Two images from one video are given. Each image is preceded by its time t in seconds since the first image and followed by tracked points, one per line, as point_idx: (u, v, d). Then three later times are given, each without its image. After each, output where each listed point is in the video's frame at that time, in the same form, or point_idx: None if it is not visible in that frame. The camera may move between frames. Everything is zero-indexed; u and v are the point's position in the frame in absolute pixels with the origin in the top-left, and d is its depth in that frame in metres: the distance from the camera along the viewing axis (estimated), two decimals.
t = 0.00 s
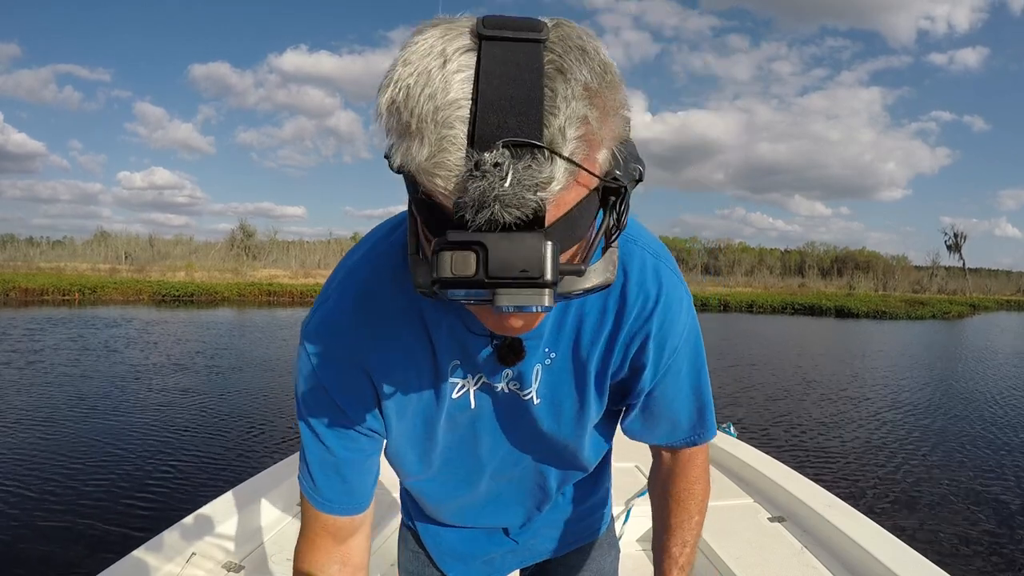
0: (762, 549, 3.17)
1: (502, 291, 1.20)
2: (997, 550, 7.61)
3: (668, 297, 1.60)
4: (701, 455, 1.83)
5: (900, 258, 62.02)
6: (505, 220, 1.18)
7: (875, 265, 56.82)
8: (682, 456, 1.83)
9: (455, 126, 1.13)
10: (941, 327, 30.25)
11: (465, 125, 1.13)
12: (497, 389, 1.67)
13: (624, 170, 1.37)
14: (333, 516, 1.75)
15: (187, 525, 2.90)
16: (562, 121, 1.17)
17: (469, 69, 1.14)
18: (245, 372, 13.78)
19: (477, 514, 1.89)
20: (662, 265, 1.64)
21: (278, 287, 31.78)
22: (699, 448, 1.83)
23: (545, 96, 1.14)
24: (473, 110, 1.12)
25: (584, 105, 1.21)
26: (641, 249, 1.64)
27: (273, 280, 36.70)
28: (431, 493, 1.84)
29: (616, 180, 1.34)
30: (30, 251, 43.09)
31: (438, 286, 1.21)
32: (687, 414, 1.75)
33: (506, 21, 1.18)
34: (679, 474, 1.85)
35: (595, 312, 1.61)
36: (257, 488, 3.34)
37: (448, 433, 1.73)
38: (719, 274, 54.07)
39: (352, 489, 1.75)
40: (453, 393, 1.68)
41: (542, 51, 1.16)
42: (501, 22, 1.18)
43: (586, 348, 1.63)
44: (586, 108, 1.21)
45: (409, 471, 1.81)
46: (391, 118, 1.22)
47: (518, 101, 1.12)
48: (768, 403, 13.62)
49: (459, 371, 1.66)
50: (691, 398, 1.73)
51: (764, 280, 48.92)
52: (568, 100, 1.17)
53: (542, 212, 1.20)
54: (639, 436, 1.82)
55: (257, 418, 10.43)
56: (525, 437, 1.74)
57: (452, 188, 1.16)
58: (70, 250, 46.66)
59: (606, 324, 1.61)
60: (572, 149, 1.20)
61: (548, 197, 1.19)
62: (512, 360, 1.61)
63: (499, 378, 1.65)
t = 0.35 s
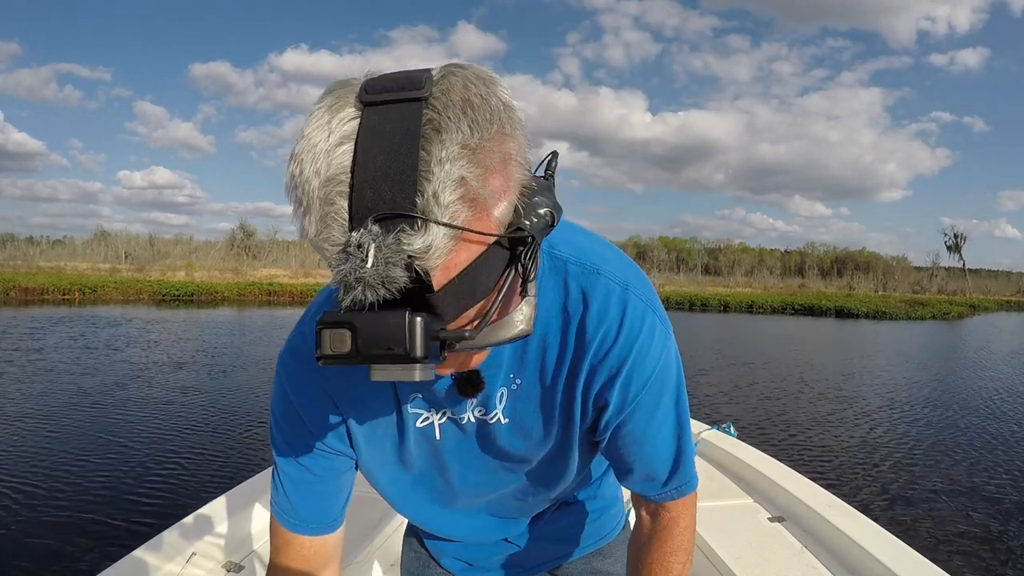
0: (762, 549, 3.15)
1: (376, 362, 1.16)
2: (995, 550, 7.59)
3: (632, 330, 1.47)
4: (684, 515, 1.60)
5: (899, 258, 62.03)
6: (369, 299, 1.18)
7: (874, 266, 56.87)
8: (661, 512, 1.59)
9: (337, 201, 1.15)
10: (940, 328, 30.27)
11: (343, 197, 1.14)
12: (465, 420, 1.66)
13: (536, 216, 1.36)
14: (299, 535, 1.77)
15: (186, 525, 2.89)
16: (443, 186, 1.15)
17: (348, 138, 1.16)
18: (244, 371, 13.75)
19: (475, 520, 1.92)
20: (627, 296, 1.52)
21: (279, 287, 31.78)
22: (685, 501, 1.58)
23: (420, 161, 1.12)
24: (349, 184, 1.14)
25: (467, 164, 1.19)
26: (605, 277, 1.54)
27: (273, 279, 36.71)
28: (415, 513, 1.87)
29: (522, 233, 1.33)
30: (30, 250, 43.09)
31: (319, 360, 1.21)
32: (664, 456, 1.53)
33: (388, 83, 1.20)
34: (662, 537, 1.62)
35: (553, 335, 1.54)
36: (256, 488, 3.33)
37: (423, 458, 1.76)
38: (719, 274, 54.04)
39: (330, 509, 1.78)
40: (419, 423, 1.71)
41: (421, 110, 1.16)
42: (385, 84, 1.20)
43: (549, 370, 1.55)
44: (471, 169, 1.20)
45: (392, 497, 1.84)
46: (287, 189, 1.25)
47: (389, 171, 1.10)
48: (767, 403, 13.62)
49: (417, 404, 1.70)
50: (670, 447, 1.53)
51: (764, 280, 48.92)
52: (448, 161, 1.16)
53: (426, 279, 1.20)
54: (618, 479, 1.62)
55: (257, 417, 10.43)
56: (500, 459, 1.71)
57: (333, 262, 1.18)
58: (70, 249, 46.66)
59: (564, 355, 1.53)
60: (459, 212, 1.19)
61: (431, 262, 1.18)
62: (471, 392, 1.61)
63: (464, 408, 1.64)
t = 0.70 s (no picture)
0: (762, 549, 3.16)
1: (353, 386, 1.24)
2: (996, 548, 7.58)
3: (664, 356, 1.43)
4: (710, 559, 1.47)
5: (899, 258, 62.01)
6: (353, 329, 1.24)
7: (875, 265, 56.82)
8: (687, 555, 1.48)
9: (336, 228, 1.18)
10: (941, 326, 30.24)
11: (341, 224, 1.17)
12: (496, 433, 1.72)
13: (542, 247, 1.33)
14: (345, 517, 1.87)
15: (186, 526, 2.90)
16: (434, 220, 1.16)
17: (351, 162, 1.18)
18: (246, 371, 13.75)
19: (515, 533, 1.95)
20: (664, 322, 1.47)
21: (279, 288, 31.78)
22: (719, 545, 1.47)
23: (411, 193, 1.14)
24: (347, 210, 1.16)
25: (462, 198, 1.19)
26: (643, 302, 1.51)
27: (273, 281, 36.70)
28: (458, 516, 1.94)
29: (523, 267, 1.30)
30: (30, 253, 43.08)
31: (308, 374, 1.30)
32: (698, 494, 1.44)
33: (396, 109, 1.22)
34: None
35: (587, 352, 1.56)
36: (258, 488, 3.34)
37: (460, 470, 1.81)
38: (719, 274, 53.98)
39: (377, 487, 1.88)
40: (452, 436, 1.78)
41: (419, 141, 1.17)
42: (393, 110, 1.22)
43: (584, 387, 1.57)
44: (466, 203, 1.20)
45: (431, 499, 1.92)
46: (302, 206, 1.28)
47: (379, 202, 1.12)
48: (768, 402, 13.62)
49: (448, 412, 1.77)
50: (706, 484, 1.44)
51: (765, 280, 48.87)
52: (440, 195, 1.17)
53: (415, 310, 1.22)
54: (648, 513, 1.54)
55: (259, 416, 10.43)
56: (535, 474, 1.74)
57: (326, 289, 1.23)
58: (70, 251, 46.65)
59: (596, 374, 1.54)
60: (450, 245, 1.20)
61: (420, 293, 1.20)
62: (499, 403, 1.67)
63: (496, 417, 1.69)
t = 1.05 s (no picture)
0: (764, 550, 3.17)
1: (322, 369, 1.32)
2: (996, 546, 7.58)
3: (685, 345, 1.35)
4: None
5: (899, 255, 62.03)
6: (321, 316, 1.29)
7: (875, 263, 56.83)
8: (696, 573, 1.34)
9: (321, 211, 1.20)
10: (941, 323, 30.25)
11: (325, 207, 1.19)
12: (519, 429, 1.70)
13: (530, 238, 1.31)
14: (372, 477, 2.04)
15: (187, 527, 2.92)
16: (413, 203, 1.16)
17: (339, 145, 1.20)
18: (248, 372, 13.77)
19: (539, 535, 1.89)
20: (688, 310, 1.39)
21: (280, 289, 31.82)
22: (734, 563, 1.31)
23: (391, 175, 1.14)
24: (332, 194, 1.18)
25: (444, 182, 1.19)
26: (666, 290, 1.44)
27: (274, 283, 36.73)
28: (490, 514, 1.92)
29: (509, 258, 1.29)
30: (31, 256, 43.11)
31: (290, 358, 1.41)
32: (714, 500, 1.30)
33: (386, 92, 1.23)
34: None
35: (605, 343, 1.51)
36: (260, 488, 3.37)
37: (482, 466, 1.80)
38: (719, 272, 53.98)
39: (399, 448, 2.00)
40: (472, 433, 1.78)
41: (403, 125, 1.18)
42: (384, 92, 1.24)
43: (607, 378, 1.52)
44: (447, 187, 1.19)
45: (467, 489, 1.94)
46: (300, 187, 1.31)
47: (357, 184, 1.14)
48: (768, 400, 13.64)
49: (466, 403, 1.78)
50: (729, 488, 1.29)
51: (765, 279, 48.90)
52: (421, 176, 1.16)
53: (393, 299, 1.24)
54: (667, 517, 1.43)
55: (261, 416, 10.45)
56: (560, 471, 1.70)
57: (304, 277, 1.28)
58: (70, 254, 46.68)
59: (615, 363, 1.49)
60: (429, 232, 1.19)
61: (398, 282, 1.21)
62: (517, 395, 1.65)
63: (518, 410, 1.67)
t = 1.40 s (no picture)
0: (764, 550, 3.17)
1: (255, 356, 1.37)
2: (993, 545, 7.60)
3: (656, 350, 1.34)
4: None
5: (900, 254, 62.04)
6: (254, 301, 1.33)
7: (875, 263, 56.85)
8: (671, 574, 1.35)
9: (268, 205, 1.21)
10: (941, 323, 30.26)
11: (269, 201, 1.20)
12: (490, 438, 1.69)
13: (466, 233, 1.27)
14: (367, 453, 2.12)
15: (187, 527, 2.93)
16: (341, 196, 1.15)
17: (284, 141, 1.22)
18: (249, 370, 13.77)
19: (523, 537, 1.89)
20: (660, 314, 1.38)
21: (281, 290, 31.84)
22: (707, 568, 1.32)
23: (322, 170, 1.14)
24: (276, 189, 1.19)
25: (371, 175, 1.18)
26: (638, 293, 1.43)
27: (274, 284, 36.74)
28: (477, 512, 1.93)
29: (442, 253, 1.26)
30: (30, 257, 43.07)
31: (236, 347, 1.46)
32: (685, 506, 1.31)
33: (329, 90, 1.25)
34: None
35: (578, 343, 1.50)
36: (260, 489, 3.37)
37: (463, 467, 1.80)
38: (719, 272, 53.98)
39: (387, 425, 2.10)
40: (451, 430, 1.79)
41: (338, 122, 1.19)
42: (328, 90, 1.26)
43: (581, 384, 1.50)
44: (376, 182, 1.18)
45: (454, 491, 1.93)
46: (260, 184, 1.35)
47: (292, 179, 1.15)
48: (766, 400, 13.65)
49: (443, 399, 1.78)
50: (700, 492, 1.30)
51: (765, 280, 48.89)
52: (349, 171, 1.16)
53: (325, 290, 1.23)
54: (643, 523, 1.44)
55: (262, 414, 10.46)
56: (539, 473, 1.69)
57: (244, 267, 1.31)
58: (70, 255, 46.64)
59: (589, 368, 1.47)
60: (357, 225, 1.18)
61: (327, 274, 1.20)
62: (488, 396, 1.64)
63: (490, 414, 1.66)
